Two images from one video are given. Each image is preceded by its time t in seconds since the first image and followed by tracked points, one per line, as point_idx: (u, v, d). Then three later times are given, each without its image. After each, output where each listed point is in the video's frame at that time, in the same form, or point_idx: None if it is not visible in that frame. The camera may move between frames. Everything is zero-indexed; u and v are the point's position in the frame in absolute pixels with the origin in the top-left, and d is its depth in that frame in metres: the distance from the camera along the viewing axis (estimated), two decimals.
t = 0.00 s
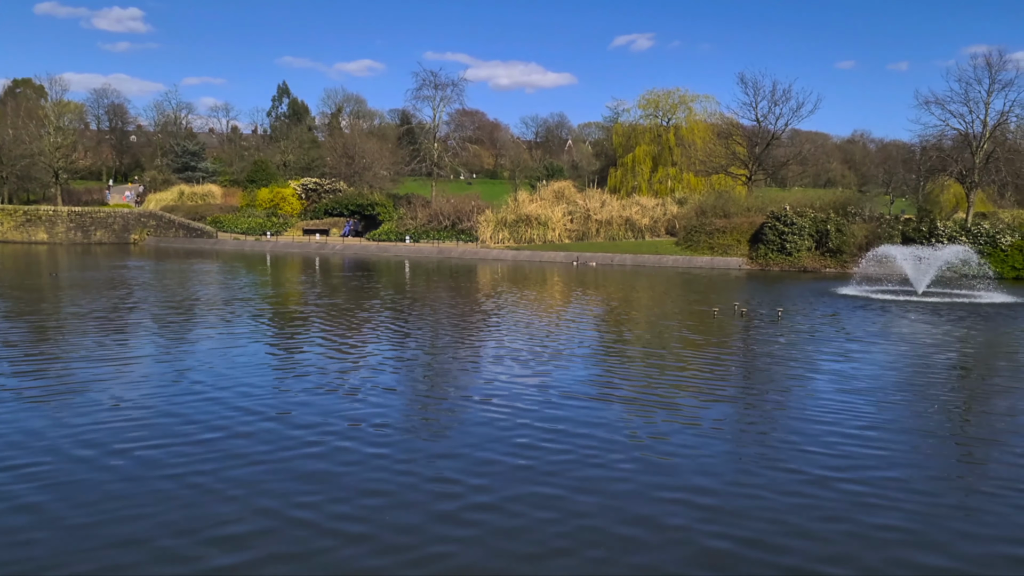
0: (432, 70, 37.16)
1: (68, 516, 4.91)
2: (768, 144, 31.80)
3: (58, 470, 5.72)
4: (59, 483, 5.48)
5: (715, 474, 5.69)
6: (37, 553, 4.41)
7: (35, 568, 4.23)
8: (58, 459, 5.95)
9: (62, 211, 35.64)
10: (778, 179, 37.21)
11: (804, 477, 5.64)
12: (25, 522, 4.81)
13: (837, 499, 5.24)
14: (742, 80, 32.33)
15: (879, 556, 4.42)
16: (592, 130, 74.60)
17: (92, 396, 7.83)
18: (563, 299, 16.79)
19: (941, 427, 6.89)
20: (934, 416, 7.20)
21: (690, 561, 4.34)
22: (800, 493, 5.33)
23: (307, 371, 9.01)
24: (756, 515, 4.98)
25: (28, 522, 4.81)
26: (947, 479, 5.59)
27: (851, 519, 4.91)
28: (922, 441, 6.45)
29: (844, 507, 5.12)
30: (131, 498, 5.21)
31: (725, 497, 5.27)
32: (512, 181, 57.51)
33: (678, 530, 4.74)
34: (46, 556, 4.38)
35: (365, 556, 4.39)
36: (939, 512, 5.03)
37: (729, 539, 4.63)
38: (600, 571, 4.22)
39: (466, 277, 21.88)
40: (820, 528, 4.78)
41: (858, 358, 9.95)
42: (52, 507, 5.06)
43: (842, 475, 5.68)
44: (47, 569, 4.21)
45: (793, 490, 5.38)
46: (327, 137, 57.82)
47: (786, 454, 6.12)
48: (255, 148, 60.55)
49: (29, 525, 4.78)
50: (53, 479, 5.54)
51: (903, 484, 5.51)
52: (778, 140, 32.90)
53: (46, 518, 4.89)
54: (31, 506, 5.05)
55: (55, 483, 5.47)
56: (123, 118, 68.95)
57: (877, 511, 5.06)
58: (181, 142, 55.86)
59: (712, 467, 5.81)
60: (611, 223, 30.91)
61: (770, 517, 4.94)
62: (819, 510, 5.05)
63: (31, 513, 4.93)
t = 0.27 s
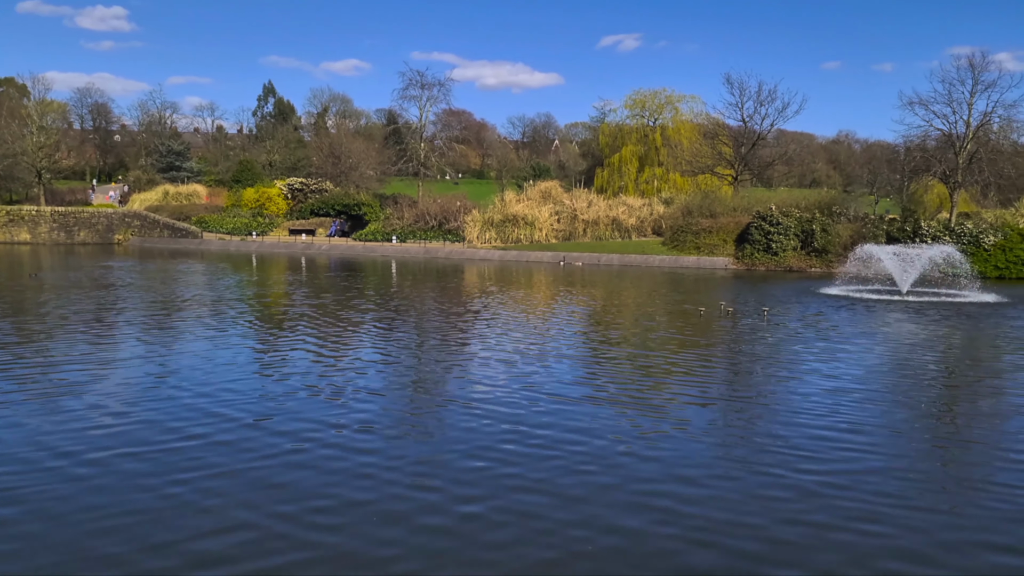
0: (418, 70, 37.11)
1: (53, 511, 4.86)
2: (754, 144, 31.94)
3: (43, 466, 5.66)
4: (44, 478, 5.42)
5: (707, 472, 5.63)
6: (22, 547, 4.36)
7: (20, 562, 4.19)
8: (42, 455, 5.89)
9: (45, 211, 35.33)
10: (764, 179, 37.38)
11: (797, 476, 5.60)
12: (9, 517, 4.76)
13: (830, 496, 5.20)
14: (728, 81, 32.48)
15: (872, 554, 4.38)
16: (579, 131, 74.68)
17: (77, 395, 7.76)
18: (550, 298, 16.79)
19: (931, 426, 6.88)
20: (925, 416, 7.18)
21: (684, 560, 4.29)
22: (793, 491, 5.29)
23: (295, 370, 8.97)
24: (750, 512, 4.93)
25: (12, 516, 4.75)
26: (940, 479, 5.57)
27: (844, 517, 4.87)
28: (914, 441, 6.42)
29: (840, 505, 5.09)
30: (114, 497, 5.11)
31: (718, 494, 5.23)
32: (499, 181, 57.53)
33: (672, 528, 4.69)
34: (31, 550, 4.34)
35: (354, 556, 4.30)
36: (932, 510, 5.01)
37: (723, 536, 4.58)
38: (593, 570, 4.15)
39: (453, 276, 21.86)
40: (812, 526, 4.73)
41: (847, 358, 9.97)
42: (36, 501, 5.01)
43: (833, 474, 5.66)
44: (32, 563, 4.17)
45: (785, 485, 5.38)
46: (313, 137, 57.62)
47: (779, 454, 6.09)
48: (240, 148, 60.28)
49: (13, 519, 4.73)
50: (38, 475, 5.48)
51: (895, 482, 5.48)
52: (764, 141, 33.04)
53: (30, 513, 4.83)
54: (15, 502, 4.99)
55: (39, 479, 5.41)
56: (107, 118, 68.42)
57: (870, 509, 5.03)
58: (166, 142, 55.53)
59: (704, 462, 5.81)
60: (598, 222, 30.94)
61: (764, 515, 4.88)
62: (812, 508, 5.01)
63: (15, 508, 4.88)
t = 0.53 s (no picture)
0: (397, 69, 36.98)
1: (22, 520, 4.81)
2: (732, 143, 32.13)
3: (12, 474, 5.60)
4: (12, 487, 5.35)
5: (682, 472, 5.67)
6: None
7: None
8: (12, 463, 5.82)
9: (18, 210, 34.84)
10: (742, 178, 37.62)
11: (772, 474, 5.64)
12: None
13: (803, 494, 5.25)
14: (706, 80, 32.65)
15: (844, 550, 4.43)
16: (558, 129, 74.74)
17: (48, 399, 7.66)
18: (529, 297, 16.80)
19: (904, 424, 6.96)
20: (897, 414, 7.27)
21: (658, 560, 4.30)
22: (767, 489, 5.34)
23: (271, 372, 8.91)
24: (724, 512, 4.96)
25: None
26: (911, 475, 5.64)
27: (817, 514, 4.92)
28: (887, 439, 6.49)
29: (812, 503, 5.13)
30: (85, 505, 5.05)
31: (692, 493, 5.26)
32: (478, 180, 57.50)
33: (646, 529, 4.71)
34: None
35: (328, 562, 4.28)
36: (904, 505, 5.06)
37: (697, 536, 4.61)
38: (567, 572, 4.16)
39: (432, 275, 21.81)
40: (785, 523, 4.78)
41: (822, 357, 10.06)
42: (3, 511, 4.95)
43: (807, 472, 5.70)
44: None
45: (758, 485, 5.41)
46: (291, 134, 57.27)
47: (753, 453, 6.13)
48: (217, 146, 59.79)
49: None
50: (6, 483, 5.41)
51: (867, 479, 5.54)
52: (742, 140, 33.25)
53: None
54: None
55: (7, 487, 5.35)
56: (81, 116, 67.36)
57: (843, 506, 5.07)
58: (142, 140, 54.96)
59: (678, 463, 5.83)
60: (577, 221, 30.99)
61: (738, 514, 4.92)
62: (785, 507, 5.05)
63: None
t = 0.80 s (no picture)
0: (380, 67, 36.88)
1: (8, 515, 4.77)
2: (715, 143, 32.30)
3: None
4: None
5: (669, 468, 5.67)
6: None
7: None
8: None
9: None
10: (724, 177, 37.84)
11: (757, 470, 5.66)
12: None
13: (789, 487, 5.32)
14: (689, 79, 32.80)
15: (830, 544, 4.44)
16: (542, 129, 74.79)
17: (31, 397, 7.61)
18: (514, 296, 16.79)
19: (887, 420, 7.00)
20: (880, 411, 7.31)
21: (646, 556, 4.30)
22: (753, 485, 5.35)
23: (256, 370, 8.89)
24: (711, 507, 4.97)
25: None
26: (895, 470, 5.67)
27: (803, 509, 4.93)
28: (870, 434, 6.53)
29: (798, 497, 5.15)
30: (73, 499, 5.04)
31: (679, 489, 5.27)
32: (462, 179, 57.51)
33: (634, 525, 4.70)
34: None
35: (313, 559, 4.24)
36: (888, 500, 5.09)
37: (684, 531, 4.62)
38: (554, 569, 4.15)
39: (416, 274, 21.79)
40: (771, 518, 4.79)
41: (806, 355, 10.11)
42: None
43: (792, 468, 5.72)
44: None
45: (745, 478, 5.48)
46: (273, 133, 56.97)
47: (739, 449, 6.15)
48: (199, 144, 59.39)
49: None
50: None
51: (853, 475, 5.56)
52: (725, 139, 33.42)
53: None
54: None
55: None
56: (61, 114, 65.57)
57: (828, 500, 5.09)
58: (122, 138, 54.50)
59: (665, 458, 5.89)
60: (561, 220, 31.04)
61: (723, 509, 4.92)
62: (772, 502, 5.06)
63: None
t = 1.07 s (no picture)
0: (367, 66, 36.77)
1: None
2: (702, 142, 32.41)
3: None
4: None
5: (652, 471, 5.70)
6: None
7: None
8: None
9: None
10: (712, 175, 37.94)
11: (740, 473, 5.70)
12: None
13: (770, 490, 5.36)
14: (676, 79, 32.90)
15: (810, 548, 4.49)
16: (530, 127, 74.77)
17: (14, 401, 7.56)
18: (501, 296, 16.79)
19: (870, 421, 7.06)
20: (863, 411, 7.37)
21: (628, 561, 4.33)
22: (736, 488, 5.39)
23: (241, 372, 8.86)
24: (694, 511, 5.00)
25: None
26: (874, 472, 5.73)
27: (784, 512, 4.98)
28: (853, 436, 6.59)
29: (780, 500, 5.19)
30: (55, 507, 5.03)
31: (662, 493, 5.30)
32: (449, 177, 57.48)
33: (617, 530, 4.73)
34: None
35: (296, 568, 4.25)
36: (868, 502, 5.14)
37: (667, 536, 4.65)
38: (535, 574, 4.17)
39: (403, 273, 21.76)
40: (751, 522, 4.83)
41: (791, 355, 10.18)
42: None
43: (775, 470, 5.76)
44: None
45: (727, 481, 5.52)
46: (260, 131, 56.69)
47: (722, 451, 6.19)
48: (184, 143, 59.04)
49: None
50: None
51: (835, 477, 5.60)
52: (712, 139, 33.51)
53: None
54: None
55: None
56: (44, 112, 64.07)
57: (809, 503, 5.13)
58: (107, 136, 54.12)
59: (649, 461, 5.92)
60: (548, 219, 31.02)
61: (706, 513, 4.96)
62: (754, 506, 5.10)
63: None
